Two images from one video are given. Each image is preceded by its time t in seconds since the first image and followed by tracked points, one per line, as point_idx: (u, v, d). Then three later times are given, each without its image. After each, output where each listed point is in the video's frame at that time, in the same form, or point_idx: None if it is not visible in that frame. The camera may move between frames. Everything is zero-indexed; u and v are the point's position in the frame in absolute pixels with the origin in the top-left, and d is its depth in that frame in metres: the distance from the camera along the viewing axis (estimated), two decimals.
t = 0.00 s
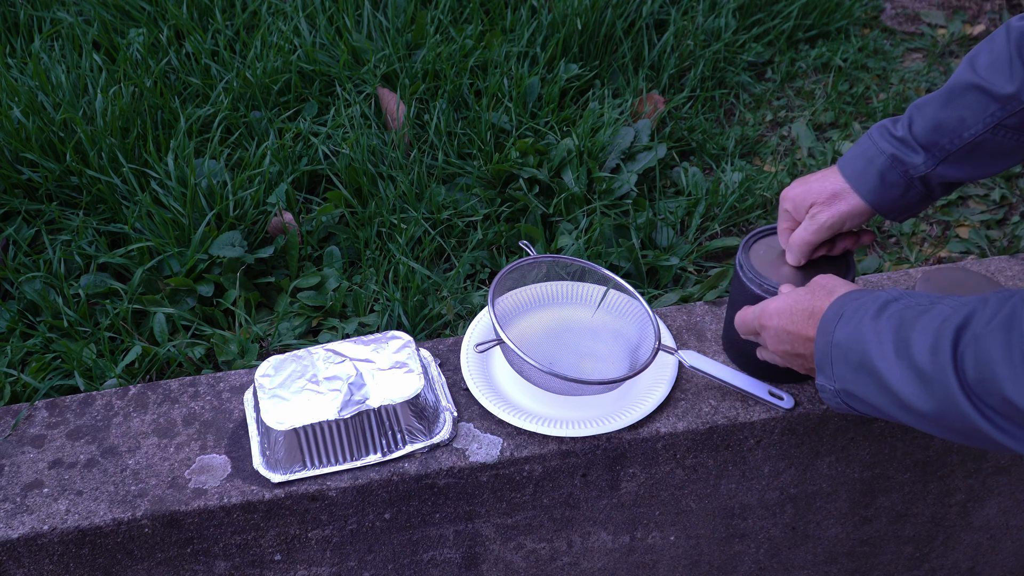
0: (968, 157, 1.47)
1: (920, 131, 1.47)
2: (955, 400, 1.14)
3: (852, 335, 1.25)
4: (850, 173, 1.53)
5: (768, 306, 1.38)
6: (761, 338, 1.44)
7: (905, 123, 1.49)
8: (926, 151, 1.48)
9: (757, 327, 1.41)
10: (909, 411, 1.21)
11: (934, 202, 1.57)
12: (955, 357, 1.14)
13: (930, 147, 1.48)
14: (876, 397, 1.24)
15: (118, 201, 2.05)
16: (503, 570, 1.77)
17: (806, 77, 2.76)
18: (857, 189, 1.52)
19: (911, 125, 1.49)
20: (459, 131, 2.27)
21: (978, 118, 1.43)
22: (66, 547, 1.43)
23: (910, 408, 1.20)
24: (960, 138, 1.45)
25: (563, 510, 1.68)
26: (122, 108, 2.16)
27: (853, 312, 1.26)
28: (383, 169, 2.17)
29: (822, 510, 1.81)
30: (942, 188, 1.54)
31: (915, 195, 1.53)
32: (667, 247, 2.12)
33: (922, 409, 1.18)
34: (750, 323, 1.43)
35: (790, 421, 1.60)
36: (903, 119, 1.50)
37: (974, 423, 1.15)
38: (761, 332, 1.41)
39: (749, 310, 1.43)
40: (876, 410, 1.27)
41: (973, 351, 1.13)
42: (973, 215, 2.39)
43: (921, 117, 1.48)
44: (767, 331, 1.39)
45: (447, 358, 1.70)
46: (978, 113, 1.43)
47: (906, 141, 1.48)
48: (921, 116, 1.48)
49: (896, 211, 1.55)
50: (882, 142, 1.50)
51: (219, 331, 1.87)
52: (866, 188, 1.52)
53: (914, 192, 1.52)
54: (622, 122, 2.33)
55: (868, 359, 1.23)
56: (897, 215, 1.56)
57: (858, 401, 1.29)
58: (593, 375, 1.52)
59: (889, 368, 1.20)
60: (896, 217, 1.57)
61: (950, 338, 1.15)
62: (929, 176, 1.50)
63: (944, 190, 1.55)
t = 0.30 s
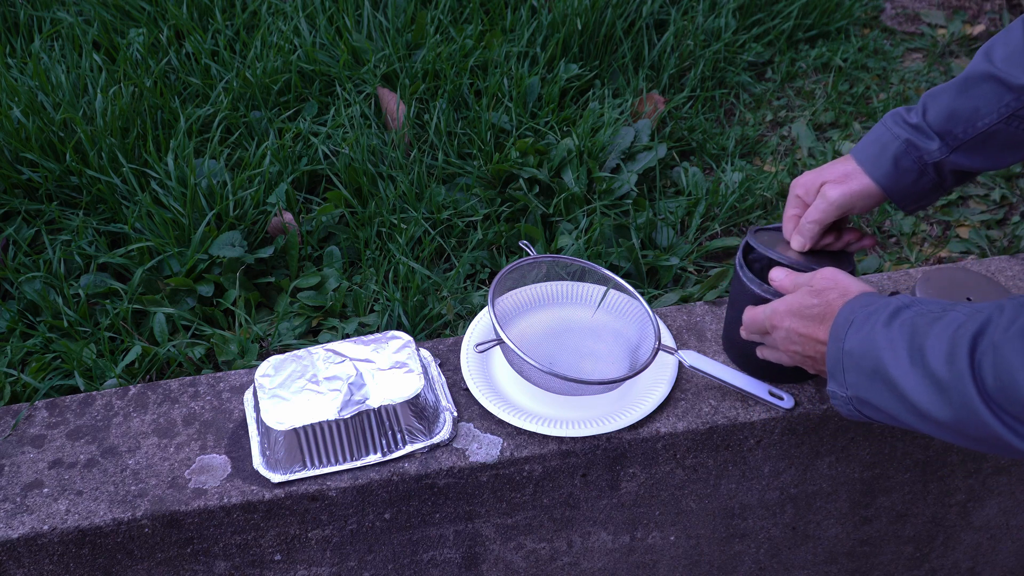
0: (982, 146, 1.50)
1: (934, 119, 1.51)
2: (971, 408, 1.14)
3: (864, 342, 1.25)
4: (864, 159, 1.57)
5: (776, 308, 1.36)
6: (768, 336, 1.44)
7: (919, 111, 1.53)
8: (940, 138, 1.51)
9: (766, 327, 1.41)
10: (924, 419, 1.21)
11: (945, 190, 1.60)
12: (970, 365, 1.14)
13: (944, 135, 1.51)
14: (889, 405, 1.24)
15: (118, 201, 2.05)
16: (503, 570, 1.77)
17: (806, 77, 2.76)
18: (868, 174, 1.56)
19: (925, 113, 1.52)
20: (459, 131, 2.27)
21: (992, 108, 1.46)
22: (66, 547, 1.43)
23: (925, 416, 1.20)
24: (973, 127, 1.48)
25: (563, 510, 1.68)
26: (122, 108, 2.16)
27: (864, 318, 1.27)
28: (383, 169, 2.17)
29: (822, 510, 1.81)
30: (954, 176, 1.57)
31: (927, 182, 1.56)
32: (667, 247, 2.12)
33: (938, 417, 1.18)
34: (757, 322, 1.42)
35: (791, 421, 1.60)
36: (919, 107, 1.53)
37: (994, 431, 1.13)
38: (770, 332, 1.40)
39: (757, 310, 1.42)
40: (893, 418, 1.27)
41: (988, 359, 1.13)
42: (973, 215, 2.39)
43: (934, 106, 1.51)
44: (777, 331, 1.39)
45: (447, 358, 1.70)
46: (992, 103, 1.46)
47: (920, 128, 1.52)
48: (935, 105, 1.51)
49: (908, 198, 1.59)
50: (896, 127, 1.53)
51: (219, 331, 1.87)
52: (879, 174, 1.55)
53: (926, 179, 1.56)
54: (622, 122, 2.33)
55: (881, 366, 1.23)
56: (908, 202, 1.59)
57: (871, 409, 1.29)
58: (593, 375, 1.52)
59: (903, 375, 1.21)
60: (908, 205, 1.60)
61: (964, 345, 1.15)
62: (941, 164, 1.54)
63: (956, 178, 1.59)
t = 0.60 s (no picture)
0: (1009, 122, 1.59)
1: (968, 88, 1.60)
2: (1004, 431, 1.11)
3: (893, 357, 1.24)
4: (899, 108, 1.68)
5: (798, 318, 1.35)
6: (784, 344, 1.43)
7: (957, 79, 1.62)
8: (971, 106, 1.60)
9: (784, 336, 1.40)
10: (954, 439, 1.19)
11: (968, 164, 1.70)
12: (1002, 386, 1.12)
13: (975, 104, 1.60)
14: (918, 423, 1.22)
15: (118, 201, 2.05)
16: (503, 570, 1.77)
17: (806, 77, 2.76)
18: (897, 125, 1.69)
19: (962, 81, 1.61)
20: (459, 131, 2.27)
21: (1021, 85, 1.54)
22: (66, 547, 1.43)
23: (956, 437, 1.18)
24: (1000, 102, 1.57)
25: (563, 510, 1.68)
26: (122, 108, 2.16)
27: (892, 332, 1.25)
28: (383, 169, 2.17)
29: (822, 510, 1.81)
30: (978, 149, 1.66)
31: (950, 147, 1.66)
32: (667, 247, 2.12)
33: (967, 439, 1.16)
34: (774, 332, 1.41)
35: (790, 421, 1.60)
36: (959, 73, 1.63)
37: None
38: (788, 341, 1.39)
39: (774, 319, 1.41)
40: (919, 435, 1.26)
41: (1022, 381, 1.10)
42: (973, 215, 2.39)
43: (971, 76, 1.60)
44: (795, 341, 1.38)
45: (447, 358, 1.70)
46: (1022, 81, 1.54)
47: (954, 92, 1.62)
48: (971, 76, 1.60)
49: (928, 159, 1.71)
50: (934, 87, 1.63)
51: (219, 331, 1.87)
52: (907, 126, 1.67)
53: (949, 142, 1.66)
54: (622, 122, 2.33)
55: (910, 383, 1.21)
56: (927, 164, 1.71)
57: (899, 425, 1.27)
58: (593, 375, 1.52)
59: (933, 394, 1.18)
60: (931, 172, 1.73)
61: (997, 365, 1.13)
62: (965, 131, 1.63)
63: (980, 153, 1.67)
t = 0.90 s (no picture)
0: None
1: (1008, 90, 1.62)
2: (1019, 452, 1.15)
3: (909, 381, 1.28)
4: (937, 98, 1.70)
5: (818, 342, 1.39)
6: (803, 376, 1.45)
7: (998, 80, 1.64)
8: (1008, 106, 1.61)
9: (802, 364, 1.42)
10: (969, 463, 1.22)
11: (1001, 171, 1.68)
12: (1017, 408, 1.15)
13: (1012, 106, 1.61)
14: (934, 447, 1.26)
15: (118, 201, 2.05)
16: (503, 570, 1.77)
17: (806, 77, 2.76)
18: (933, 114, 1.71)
19: (1003, 83, 1.63)
20: (459, 131, 2.27)
21: None
22: (66, 547, 1.42)
23: (973, 460, 1.21)
24: None
25: (563, 510, 1.68)
26: (122, 108, 2.16)
27: (909, 358, 1.29)
28: (383, 169, 2.17)
29: (822, 510, 1.81)
30: (1012, 156, 1.65)
31: (982, 147, 1.66)
32: (667, 247, 2.12)
33: (981, 460, 1.20)
34: (792, 363, 1.44)
35: (790, 421, 1.60)
36: (1001, 76, 1.65)
37: None
38: (807, 369, 1.42)
39: (795, 346, 1.44)
40: (934, 460, 1.29)
41: None
42: (973, 215, 2.39)
43: (1012, 78, 1.62)
44: (815, 368, 1.40)
45: (447, 358, 1.70)
46: None
47: (992, 93, 1.63)
48: (1013, 78, 1.62)
49: (959, 157, 1.70)
50: (977, 83, 1.65)
51: (219, 331, 1.87)
52: (941, 117, 1.69)
53: (982, 142, 1.66)
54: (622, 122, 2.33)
55: (926, 406, 1.25)
56: (957, 162, 1.70)
57: (917, 451, 1.30)
58: (593, 375, 1.52)
59: (948, 417, 1.22)
60: (963, 173, 1.71)
61: (1010, 387, 1.17)
62: (998, 133, 1.63)
63: (1014, 161, 1.66)
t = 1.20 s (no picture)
0: None
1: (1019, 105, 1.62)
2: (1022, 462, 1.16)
3: (916, 392, 1.28)
4: (947, 113, 1.70)
5: (832, 354, 1.42)
6: (819, 387, 1.47)
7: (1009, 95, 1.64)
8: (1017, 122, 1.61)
9: (817, 375, 1.45)
10: (972, 473, 1.23)
11: (1009, 186, 1.68)
12: (1018, 418, 1.17)
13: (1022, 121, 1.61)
14: (939, 457, 1.26)
15: (118, 201, 2.05)
16: (503, 570, 1.77)
17: (806, 77, 2.76)
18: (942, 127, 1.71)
19: (1014, 97, 1.63)
20: (459, 131, 2.27)
21: None
22: (66, 547, 1.42)
23: (976, 470, 1.22)
24: None
25: (563, 510, 1.68)
26: (122, 108, 2.16)
27: (917, 368, 1.30)
28: (383, 169, 2.17)
29: (822, 510, 1.81)
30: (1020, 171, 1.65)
31: (991, 162, 1.66)
32: (667, 247, 2.12)
33: (983, 471, 1.20)
34: (809, 375, 1.47)
35: (790, 420, 1.60)
36: (1011, 91, 1.64)
37: None
38: (822, 380, 1.44)
39: (811, 355, 1.47)
40: (939, 471, 1.29)
41: None
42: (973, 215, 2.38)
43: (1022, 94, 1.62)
44: (828, 379, 1.43)
45: (447, 358, 1.71)
46: None
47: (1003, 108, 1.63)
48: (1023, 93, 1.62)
49: (968, 173, 1.70)
50: (987, 98, 1.65)
51: (219, 331, 1.87)
52: (950, 132, 1.69)
53: (990, 157, 1.66)
54: (622, 122, 2.33)
55: (932, 417, 1.25)
56: (965, 178, 1.70)
57: (923, 462, 1.30)
58: (593, 375, 1.52)
59: (953, 428, 1.22)
60: (970, 189, 1.71)
61: (1013, 398, 1.18)
62: (1007, 148, 1.63)
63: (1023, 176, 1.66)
